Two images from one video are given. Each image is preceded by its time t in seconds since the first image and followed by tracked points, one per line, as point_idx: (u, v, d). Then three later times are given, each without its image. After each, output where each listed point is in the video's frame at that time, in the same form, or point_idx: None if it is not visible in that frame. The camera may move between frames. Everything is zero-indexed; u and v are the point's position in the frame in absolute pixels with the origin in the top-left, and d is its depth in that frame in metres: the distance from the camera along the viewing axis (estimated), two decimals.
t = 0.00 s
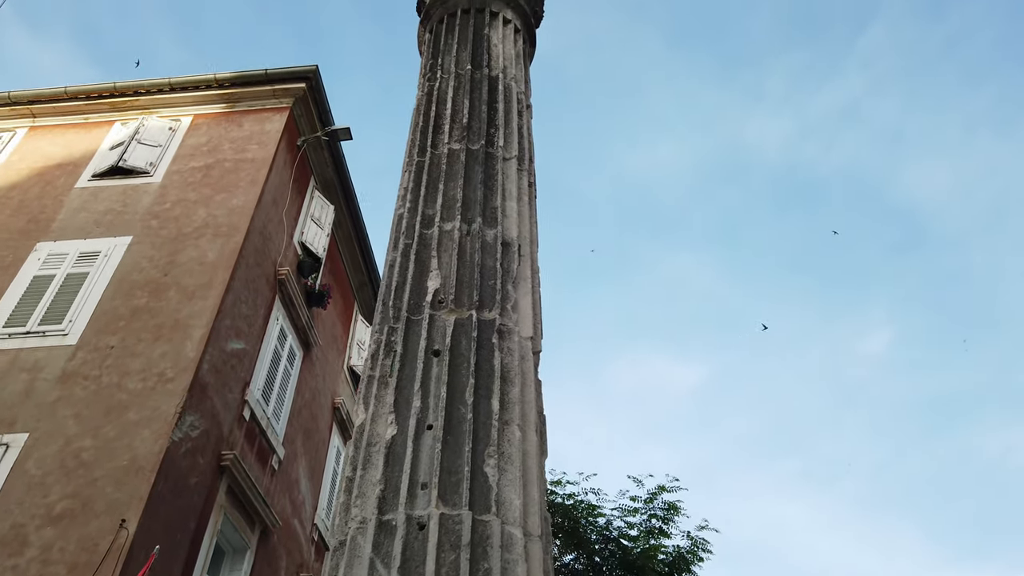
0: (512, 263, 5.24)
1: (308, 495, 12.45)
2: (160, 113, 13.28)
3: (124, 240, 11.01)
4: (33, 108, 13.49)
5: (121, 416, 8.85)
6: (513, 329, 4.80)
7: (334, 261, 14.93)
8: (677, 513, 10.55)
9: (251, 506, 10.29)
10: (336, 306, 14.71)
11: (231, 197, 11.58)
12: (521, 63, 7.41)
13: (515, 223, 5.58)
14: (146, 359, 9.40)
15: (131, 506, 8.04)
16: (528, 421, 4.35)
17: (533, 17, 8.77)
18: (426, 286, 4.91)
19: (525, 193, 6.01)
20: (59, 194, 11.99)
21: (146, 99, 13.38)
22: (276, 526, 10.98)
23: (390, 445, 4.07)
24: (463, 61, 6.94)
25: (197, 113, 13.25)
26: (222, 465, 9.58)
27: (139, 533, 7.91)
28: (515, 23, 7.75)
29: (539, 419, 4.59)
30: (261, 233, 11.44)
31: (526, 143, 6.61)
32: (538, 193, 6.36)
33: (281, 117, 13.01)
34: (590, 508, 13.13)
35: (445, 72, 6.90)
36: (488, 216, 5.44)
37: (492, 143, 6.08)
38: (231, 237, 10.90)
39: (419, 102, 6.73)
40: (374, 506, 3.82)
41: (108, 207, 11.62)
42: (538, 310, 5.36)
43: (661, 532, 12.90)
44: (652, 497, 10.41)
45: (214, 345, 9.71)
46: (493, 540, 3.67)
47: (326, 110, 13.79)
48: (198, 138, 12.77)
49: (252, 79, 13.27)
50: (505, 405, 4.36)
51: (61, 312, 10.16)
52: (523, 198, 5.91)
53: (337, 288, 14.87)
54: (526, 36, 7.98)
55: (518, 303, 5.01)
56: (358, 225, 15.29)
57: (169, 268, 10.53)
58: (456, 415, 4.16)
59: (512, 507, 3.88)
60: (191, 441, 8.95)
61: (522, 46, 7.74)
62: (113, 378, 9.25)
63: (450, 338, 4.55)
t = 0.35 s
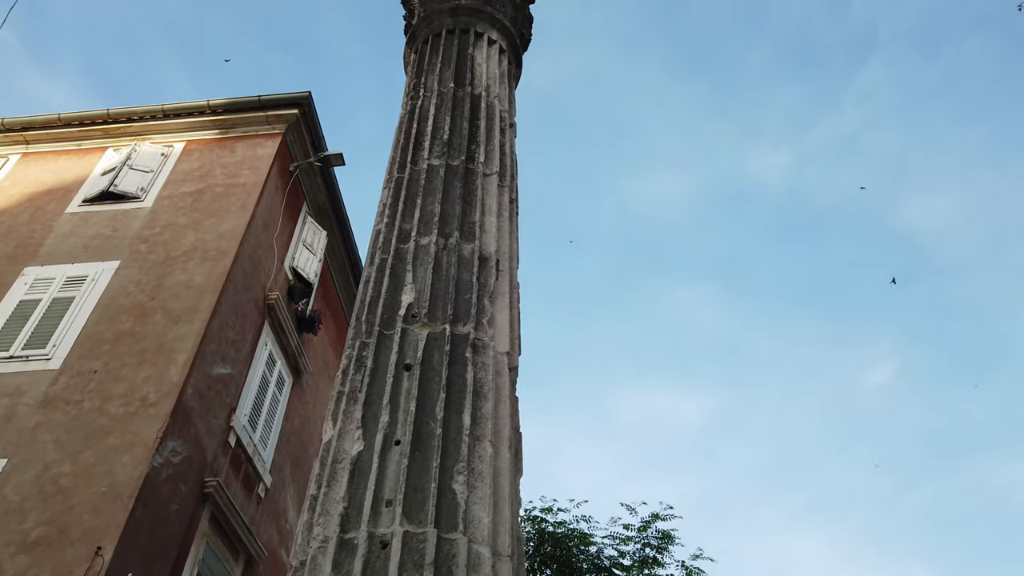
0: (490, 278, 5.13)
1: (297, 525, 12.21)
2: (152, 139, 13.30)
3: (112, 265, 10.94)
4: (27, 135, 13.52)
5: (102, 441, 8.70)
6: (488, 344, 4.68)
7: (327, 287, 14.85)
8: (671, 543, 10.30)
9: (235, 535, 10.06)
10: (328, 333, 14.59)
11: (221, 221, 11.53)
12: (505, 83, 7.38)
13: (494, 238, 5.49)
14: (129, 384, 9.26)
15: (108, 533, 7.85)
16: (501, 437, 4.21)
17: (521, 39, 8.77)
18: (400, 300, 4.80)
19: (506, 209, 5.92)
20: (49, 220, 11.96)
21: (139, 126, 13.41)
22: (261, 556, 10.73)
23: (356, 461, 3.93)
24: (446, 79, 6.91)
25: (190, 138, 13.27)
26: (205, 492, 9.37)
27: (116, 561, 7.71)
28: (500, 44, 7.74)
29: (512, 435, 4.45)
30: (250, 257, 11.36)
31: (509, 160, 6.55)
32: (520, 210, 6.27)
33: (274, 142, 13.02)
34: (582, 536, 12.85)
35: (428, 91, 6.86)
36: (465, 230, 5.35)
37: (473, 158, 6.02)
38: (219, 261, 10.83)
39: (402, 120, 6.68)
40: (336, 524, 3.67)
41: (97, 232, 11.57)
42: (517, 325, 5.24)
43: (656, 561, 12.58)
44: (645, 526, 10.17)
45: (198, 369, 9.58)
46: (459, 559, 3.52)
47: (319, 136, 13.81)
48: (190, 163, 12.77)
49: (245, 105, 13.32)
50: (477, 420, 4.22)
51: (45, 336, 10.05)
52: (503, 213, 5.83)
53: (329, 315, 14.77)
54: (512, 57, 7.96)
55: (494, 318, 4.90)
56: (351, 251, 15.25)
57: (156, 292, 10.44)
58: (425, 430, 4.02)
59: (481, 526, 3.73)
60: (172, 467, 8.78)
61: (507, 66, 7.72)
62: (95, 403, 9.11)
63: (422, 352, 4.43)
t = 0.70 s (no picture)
0: (465, 289, 5.04)
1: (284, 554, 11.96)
2: (143, 164, 13.30)
3: (98, 288, 10.85)
4: (18, 160, 13.54)
5: (81, 466, 8.53)
6: (460, 355, 4.57)
7: (318, 312, 14.77)
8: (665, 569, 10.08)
9: (218, 562, 9.83)
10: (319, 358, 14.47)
11: (209, 244, 11.47)
12: (488, 99, 7.35)
13: (471, 250, 5.39)
14: (111, 408, 9.11)
15: (83, 560, 7.66)
16: (470, 450, 4.08)
17: (506, 58, 8.77)
18: (371, 312, 4.69)
19: (484, 223, 5.84)
20: (37, 244, 11.91)
21: (131, 151, 13.42)
22: None
23: (318, 474, 3.79)
24: (428, 94, 6.88)
25: (181, 163, 13.27)
26: (186, 518, 9.17)
27: None
28: (483, 62, 7.72)
29: (484, 448, 4.32)
30: (238, 280, 11.27)
31: (490, 175, 6.49)
32: (500, 223, 6.18)
33: (264, 166, 13.00)
34: (574, 563, 12.59)
35: (410, 106, 6.82)
36: (441, 242, 5.26)
37: (451, 172, 5.95)
38: (206, 284, 10.74)
39: (382, 135, 6.63)
40: (294, 540, 3.52)
41: (85, 256, 11.51)
42: (493, 338, 5.13)
43: None
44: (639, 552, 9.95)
45: (182, 393, 9.44)
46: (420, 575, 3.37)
47: (310, 160, 13.81)
48: (180, 188, 12.75)
49: (237, 130, 13.33)
50: (446, 432, 4.09)
51: (28, 360, 9.93)
52: (481, 226, 5.74)
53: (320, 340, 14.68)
54: (496, 75, 7.95)
55: (468, 330, 4.79)
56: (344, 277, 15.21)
57: (142, 315, 10.34)
58: (390, 442, 3.89)
59: (445, 540, 3.58)
60: (153, 492, 8.59)
61: (491, 83, 7.70)
62: (76, 427, 8.95)
63: (391, 363, 4.31)
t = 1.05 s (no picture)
0: (436, 307, 4.93)
1: None
2: (134, 193, 13.29)
3: (83, 316, 10.76)
4: (9, 190, 13.54)
5: (57, 495, 8.36)
6: (428, 374, 4.44)
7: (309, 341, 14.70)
8: None
9: None
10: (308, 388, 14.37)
11: (197, 272, 11.40)
12: (469, 120, 7.31)
13: (445, 267, 5.30)
14: (90, 436, 8.96)
15: None
16: (434, 470, 3.94)
17: (491, 82, 8.76)
18: (338, 329, 4.58)
19: (460, 241, 5.76)
20: (25, 273, 11.85)
21: (122, 180, 13.42)
22: None
23: (273, 495, 3.65)
24: (407, 115, 6.84)
25: (172, 192, 13.25)
26: (166, 550, 8.95)
27: None
28: (465, 84, 7.70)
29: (449, 468, 4.18)
30: (226, 308, 11.18)
31: (468, 195, 6.42)
32: (477, 243, 6.10)
33: (255, 194, 12.98)
34: None
35: (389, 127, 6.79)
36: (414, 259, 5.16)
37: (427, 191, 5.88)
38: (192, 311, 10.64)
39: (360, 155, 6.58)
40: (244, 563, 3.37)
41: (71, 284, 11.43)
42: (464, 357, 5.01)
43: None
44: None
45: (163, 421, 9.28)
46: None
47: (301, 188, 13.79)
48: (170, 216, 12.72)
49: (227, 158, 13.34)
50: (409, 452, 3.96)
51: (9, 388, 9.81)
52: (456, 245, 5.65)
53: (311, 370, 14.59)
54: (478, 98, 7.92)
55: (438, 347, 4.67)
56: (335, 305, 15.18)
57: (126, 343, 10.23)
58: (349, 461, 3.76)
59: (403, 562, 3.44)
60: (130, 523, 8.40)
61: (473, 105, 7.67)
62: (54, 456, 8.79)
63: (355, 381, 4.18)
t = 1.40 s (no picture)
0: (400, 324, 4.85)
1: None
2: (121, 222, 13.28)
3: (64, 344, 10.68)
4: None
5: (29, 526, 8.19)
6: (387, 391, 4.35)
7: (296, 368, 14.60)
8: None
9: None
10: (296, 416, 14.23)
11: (180, 299, 11.34)
12: (445, 142, 7.30)
13: (411, 285, 5.22)
14: (65, 465, 8.82)
15: None
16: (388, 488, 3.83)
17: (470, 107, 8.78)
18: (297, 346, 4.49)
19: (430, 260, 5.70)
20: (8, 301, 11.79)
21: (109, 209, 13.43)
22: None
23: (218, 513, 3.54)
24: (381, 137, 6.82)
25: (159, 220, 13.25)
26: None
27: None
28: (442, 107, 7.71)
29: (406, 487, 4.07)
30: (208, 335, 11.08)
31: (440, 215, 6.37)
32: (447, 263, 6.04)
33: (241, 222, 12.97)
34: None
35: (363, 149, 6.77)
36: (379, 276, 5.09)
37: (396, 210, 5.84)
38: (174, 338, 10.56)
39: (334, 176, 6.54)
40: None
41: (54, 312, 11.36)
42: (428, 376, 4.92)
43: None
44: None
45: (141, 449, 9.15)
46: None
47: (289, 216, 13.81)
48: (156, 244, 12.69)
49: (215, 187, 13.36)
50: (362, 469, 3.84)
51: None
52: (425, 263, 5.59)
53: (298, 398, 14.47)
54: (456, 120, 7.93)
55: (399, 365, 4.59)
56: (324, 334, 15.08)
57: (106, 371, 10.13)
58: (298, 479, 3.65)
59: None
60: (103, 553, 8.22)
61: (449, 128, 7.66)
62: (27, 485, 8.64)
63: (310, 397, 4.08)
